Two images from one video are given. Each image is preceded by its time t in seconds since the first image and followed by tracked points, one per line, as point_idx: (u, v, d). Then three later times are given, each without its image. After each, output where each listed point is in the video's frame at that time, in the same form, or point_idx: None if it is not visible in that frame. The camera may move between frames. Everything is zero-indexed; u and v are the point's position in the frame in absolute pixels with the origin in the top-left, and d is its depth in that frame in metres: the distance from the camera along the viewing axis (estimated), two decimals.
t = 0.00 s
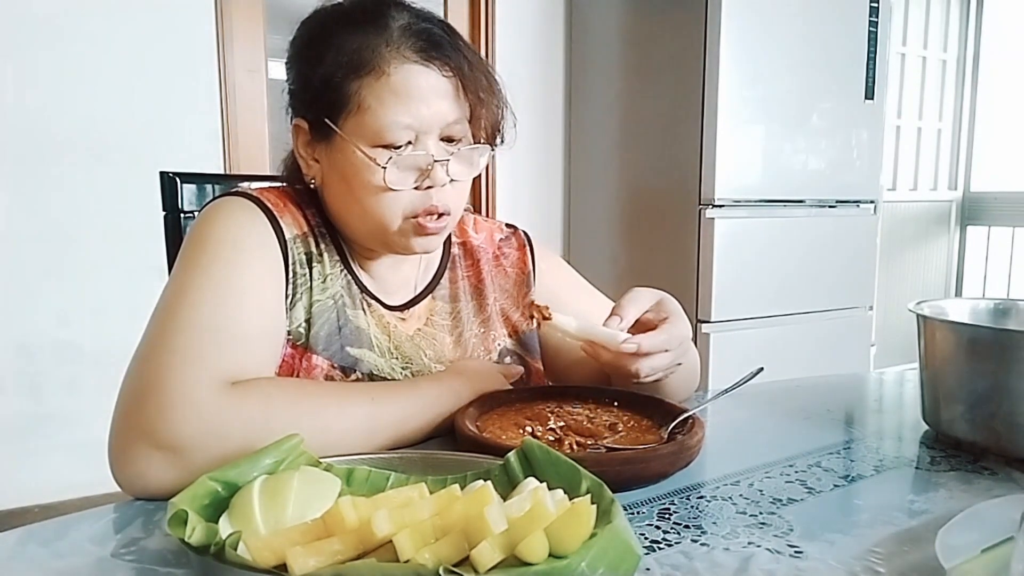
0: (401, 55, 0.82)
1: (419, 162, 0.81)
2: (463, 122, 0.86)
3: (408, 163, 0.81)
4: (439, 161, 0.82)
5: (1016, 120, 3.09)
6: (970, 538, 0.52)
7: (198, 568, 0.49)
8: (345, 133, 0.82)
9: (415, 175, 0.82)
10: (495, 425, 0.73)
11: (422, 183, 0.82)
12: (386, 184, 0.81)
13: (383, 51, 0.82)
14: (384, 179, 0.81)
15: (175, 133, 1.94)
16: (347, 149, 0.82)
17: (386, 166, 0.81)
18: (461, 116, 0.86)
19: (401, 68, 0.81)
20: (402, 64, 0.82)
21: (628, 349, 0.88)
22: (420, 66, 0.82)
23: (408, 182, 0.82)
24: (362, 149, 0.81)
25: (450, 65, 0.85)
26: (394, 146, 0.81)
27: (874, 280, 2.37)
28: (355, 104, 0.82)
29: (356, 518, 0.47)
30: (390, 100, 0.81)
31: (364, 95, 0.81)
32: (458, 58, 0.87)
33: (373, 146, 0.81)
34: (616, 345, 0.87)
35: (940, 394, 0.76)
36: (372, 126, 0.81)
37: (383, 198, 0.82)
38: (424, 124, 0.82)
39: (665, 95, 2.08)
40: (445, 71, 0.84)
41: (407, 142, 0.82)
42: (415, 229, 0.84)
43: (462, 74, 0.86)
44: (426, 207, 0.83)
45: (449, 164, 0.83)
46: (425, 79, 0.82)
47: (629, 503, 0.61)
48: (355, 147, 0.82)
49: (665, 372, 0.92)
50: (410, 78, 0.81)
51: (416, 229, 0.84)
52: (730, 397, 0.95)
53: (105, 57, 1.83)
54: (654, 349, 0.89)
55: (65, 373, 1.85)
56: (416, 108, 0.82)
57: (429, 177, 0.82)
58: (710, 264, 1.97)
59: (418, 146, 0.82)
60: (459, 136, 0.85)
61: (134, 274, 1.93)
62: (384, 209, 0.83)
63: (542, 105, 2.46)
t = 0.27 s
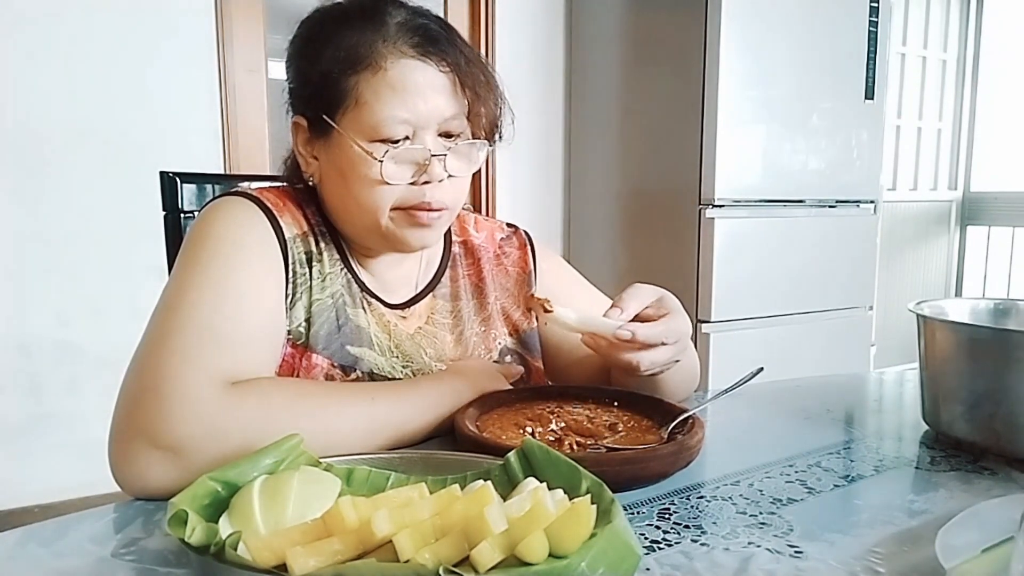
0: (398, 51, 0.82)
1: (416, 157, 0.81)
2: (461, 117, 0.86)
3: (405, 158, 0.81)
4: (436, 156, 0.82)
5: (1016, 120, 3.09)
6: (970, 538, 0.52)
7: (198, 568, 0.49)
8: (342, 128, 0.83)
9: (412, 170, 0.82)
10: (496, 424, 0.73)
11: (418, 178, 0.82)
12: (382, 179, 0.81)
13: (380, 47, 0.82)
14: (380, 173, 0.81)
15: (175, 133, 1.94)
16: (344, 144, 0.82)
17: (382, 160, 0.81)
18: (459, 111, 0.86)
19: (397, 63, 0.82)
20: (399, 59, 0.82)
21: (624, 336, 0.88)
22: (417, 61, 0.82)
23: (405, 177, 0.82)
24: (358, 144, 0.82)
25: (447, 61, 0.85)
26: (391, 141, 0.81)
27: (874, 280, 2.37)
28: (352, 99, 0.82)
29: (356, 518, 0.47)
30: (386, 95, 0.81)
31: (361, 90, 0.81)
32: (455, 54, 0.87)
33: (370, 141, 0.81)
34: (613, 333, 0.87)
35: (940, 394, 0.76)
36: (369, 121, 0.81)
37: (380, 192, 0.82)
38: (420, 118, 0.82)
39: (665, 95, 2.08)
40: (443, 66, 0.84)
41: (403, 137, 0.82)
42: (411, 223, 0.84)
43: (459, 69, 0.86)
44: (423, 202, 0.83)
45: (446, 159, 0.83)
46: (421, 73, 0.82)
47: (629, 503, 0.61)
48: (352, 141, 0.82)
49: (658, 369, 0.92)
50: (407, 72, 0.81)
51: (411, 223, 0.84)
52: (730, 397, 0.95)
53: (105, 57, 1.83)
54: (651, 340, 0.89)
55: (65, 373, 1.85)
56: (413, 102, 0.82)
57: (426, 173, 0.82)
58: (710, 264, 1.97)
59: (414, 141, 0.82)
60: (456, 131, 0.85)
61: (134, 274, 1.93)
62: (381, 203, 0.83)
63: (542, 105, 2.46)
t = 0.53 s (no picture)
0: (392, 47, 0.83)
1: (409, 151, 0.81)
2: (456, 112, 0.85)
3: (398, 152, 0.81)
4: (429, 150, 0.82)
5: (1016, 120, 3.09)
6: (970, 538, 0.52)
7: (198, 568, 0.49)
8: (337, 123, 0.83)
9: (405, 164, 0.82)
10: (496, 424, 0.73)
11: (412, 172, 0.82)
12: (375, 172, 0.81)
13: (375, 43, 0.82)
14: (373, 166, 0.81)
15: (174, 133, 1.94)
16: (339, 139, 0.83)
17: (374, 152, 0.81)
18: (454, 105, 0.85)
19: (391, 58, 0.82)
20: (393, 54, 0.82)
21: (620, 318, 0.87)
22: (410, 55, 0.83)
23: (399, 171, 0.82)
24: (353, 138, 0.82)
25: (442, 57, 0.85)
26: (384, 134, 0.81)
27: (874, 280, 2.37)
28: (347, 94, 0.82)
29: (356, 518, 0.47)
30: (380, 89, 0.81)
31: (355, 85, 0.82)
32: (450, 49, 0.87)
33: (364, 134, 0.82)
34: (609, 315, 0.86)
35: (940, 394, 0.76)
36: (362, 114, 0.82)
37: (374, 186, 0.82)
38: (414, 112, 0.82)
39: (665, 95, 2.08)
40: (437, 62, 0.84)
41: (396, 130, 0.82)
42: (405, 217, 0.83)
43: (455, 65, 0.86)
44: (417, 196, 0.83)
45: (440, 153, 0.83)
46: (414, 67, 0.82)
47: (629, 503, 0.61)
48: (347, 136, 0.82)
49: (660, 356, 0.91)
50: (400, 66, 0.82)
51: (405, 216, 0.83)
52: (730, 397, 0.95)
53: (105, 57, 1.83)
54: (646, 324, 0.88)
55: (65, 374, 1.85)
56: (406, 95, 0.82)
57: (419, 167, 0.82)
58: (710, 263, 1.97)
59: (408, 134, 0.82)
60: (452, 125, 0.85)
61: (135, 274, 1.93)
62: (375, 197, 0.83)
63: (542, 105, 2.46)
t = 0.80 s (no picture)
0: (385, 44, 0.83)
1: (400, 148, 0.81)
2: (449, 109, 0.85)
3: (388, 148, 0.81)
4: (420, 147, 0.81)
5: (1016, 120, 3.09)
6: (970, 538, 0.52)
7: (198, 568, 0.49)
8: (331, 120, 0.83)
9: (395, 161, 0.81)
10: (496, 424, 0.72)
11: (402, 169, 0.82)
12: (365, 168, 0.81)
13: (369, 41, 0.83)
14: (362, 162, 0.81)
15: (174, 133, 1.94)
16: (331, 136, 0.83)
17: (362, 148, 0.81)
18: (447, 102, 0.85)
19: (383, 54, 0.82)
20: (385, 51, 0.82)
21: (618, 303, 0.87)
22: (402, 52, 0.83)
23: (389, 168, 0.81)
24: (344, 134, 0.82)
25: (437, 54, 0.85)
26: (374, 130, 0.81)
27: (874, 280, 2.37)
28: (339, 91, 0.82)
29: (356, 518, 0.47)
30: (371, 85, 0.81)
31: (347, 81, 0.82)
32: (445, 46, 0.87)
33: (354, 130, 0.82)
34: (607, 299, 0.86)
35: (940, 394, 0.76)
36: (354, 111, 0.82)
37: (364, 182, 0.82)
38: (404, 108, 0.82)
39: (665, 95, 2.08)
40: (431, 59, 0.84)
41: (386, 126, 0.82)
42: (396, 214, 0.83)
43: (449, 62, 0.86)
44: (409, 194, 0.83)
45: (432, 151, 0.82)
46: (406, 64, 0.82)
47: (628, 503, 0.62)
48: (339, 132, 0.82)
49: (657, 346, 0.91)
50: (391, 63, 0.82)
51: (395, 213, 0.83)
52: (730, 397, 0.95)
53: (104, 57, 1.83)
54: (644, 312, 0.88)
55: (65, 373, 1.85)
56: (397, 92, 0.82)
57: (410, 163, 0.81)
58: (710, 263, 1.97)
59: (399, 131, 0.82)
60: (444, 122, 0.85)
61: (134, 274, 1.93)
62: (366, 194, 0.82)
63: (542, 105, 2.46)
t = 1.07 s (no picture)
0: (384, 44, 0.83)
1: (399, 148, 0.81)
2: (448, 110, 0.85)
3: (387, 148, 0.81)
4: (419, 148, 0.82)
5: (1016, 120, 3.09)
6: (970, 538, 0.52)
7: (198, 568, 0.49)
8: (329, 121, 0.83)
9: (394, 162, 0.81)
10: (496, 424, 0.72)
11: (401, 169, 0.82)
12: (364, 168, 0.81)
13: (368, 42, 0.83)
14: (360, 162, 0.81)
15: (175, 133, 1.94)
16: (330, 136, 0.83)
17: (361, 148, 0.81)
18: (446, 103, 0.85)
19: (381, 55, 0.82)
20: (384, 51, 0.82)
21: (626, 291, 0.86)
22: (401, 53, 0.83)
23: (387, 168, 0.81)
24: (343, 134, 0.82)
25: (436, 55, 0.85)
26: (372, 130, 0.81)
27: (874, 280, 2.37)
28: (338, 92, 0.83)
29: (356, 518, 0.47)
30: (369, 85, 0.82)
31: (346, 82, 0.82)
32: (445, 47, 0.87)
33: (353, 130, 0.82)
34: (614, 285, 0.86)
35: (940, 394, 0.76)
36: (352, 110, 0.82)
37: (363, 182, 0.82)
38: (403, 108, 0.82)
39: (664, 95, 2.08)
40: (430, 60, 0.84)
41: (385, 126, 0.82)
42: (394, 214, 0.83)
43: (448, 63, 0.86)
44: (408, 194, 0.83)
45: (430, 151, 0.82)
46: (405, 65, 0.82)
47: (628, 503, 0.62)
48: (337, 132, 0.82)
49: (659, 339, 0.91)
50: (390, 63, 0.82)
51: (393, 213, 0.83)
52: (730, 397, 0.95)
53: (104, 57, 1.83)
54: (651, 304, 0.87)
55: (65, 373, 1.85)
56: (396, 92, 0.82)
57: (409, 164, 0.81)
58: (710, 263, 1.97)
59: (398, 131, 0.82)
60: (443, 123, 0.85)
61: (134, 274, 1.93)
62: (364, 194, 0.82)
63: (542, 105, 2.46)
